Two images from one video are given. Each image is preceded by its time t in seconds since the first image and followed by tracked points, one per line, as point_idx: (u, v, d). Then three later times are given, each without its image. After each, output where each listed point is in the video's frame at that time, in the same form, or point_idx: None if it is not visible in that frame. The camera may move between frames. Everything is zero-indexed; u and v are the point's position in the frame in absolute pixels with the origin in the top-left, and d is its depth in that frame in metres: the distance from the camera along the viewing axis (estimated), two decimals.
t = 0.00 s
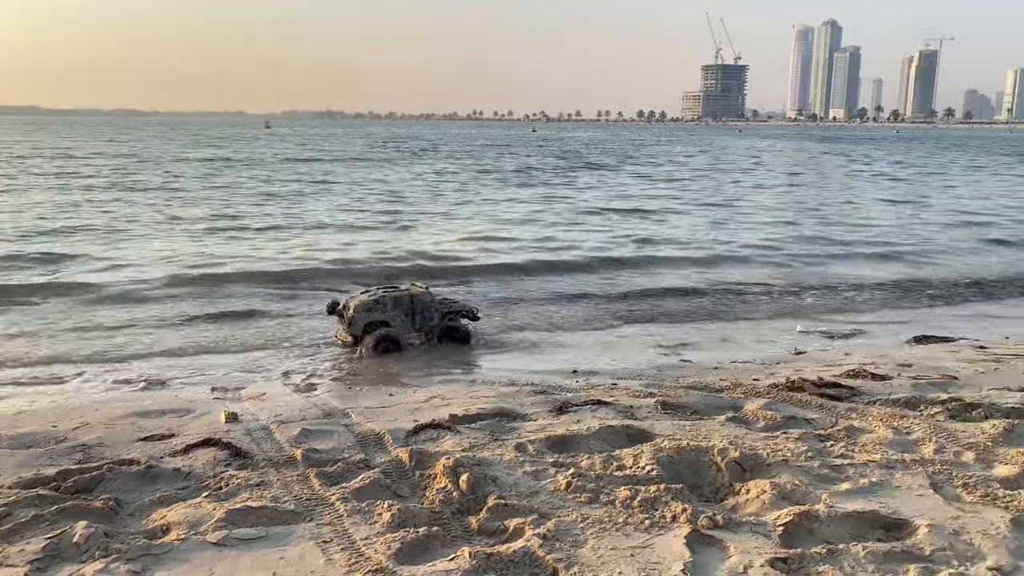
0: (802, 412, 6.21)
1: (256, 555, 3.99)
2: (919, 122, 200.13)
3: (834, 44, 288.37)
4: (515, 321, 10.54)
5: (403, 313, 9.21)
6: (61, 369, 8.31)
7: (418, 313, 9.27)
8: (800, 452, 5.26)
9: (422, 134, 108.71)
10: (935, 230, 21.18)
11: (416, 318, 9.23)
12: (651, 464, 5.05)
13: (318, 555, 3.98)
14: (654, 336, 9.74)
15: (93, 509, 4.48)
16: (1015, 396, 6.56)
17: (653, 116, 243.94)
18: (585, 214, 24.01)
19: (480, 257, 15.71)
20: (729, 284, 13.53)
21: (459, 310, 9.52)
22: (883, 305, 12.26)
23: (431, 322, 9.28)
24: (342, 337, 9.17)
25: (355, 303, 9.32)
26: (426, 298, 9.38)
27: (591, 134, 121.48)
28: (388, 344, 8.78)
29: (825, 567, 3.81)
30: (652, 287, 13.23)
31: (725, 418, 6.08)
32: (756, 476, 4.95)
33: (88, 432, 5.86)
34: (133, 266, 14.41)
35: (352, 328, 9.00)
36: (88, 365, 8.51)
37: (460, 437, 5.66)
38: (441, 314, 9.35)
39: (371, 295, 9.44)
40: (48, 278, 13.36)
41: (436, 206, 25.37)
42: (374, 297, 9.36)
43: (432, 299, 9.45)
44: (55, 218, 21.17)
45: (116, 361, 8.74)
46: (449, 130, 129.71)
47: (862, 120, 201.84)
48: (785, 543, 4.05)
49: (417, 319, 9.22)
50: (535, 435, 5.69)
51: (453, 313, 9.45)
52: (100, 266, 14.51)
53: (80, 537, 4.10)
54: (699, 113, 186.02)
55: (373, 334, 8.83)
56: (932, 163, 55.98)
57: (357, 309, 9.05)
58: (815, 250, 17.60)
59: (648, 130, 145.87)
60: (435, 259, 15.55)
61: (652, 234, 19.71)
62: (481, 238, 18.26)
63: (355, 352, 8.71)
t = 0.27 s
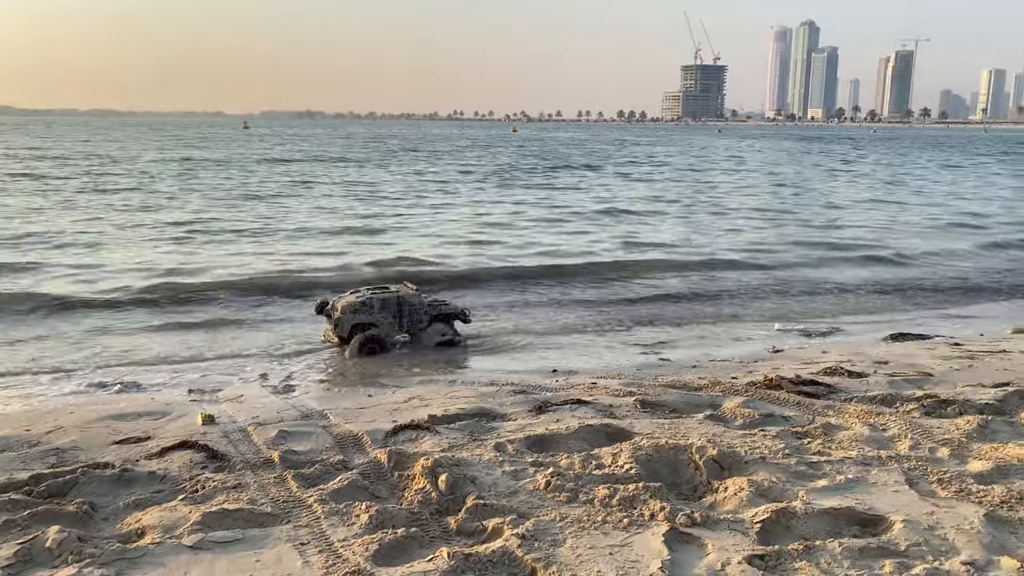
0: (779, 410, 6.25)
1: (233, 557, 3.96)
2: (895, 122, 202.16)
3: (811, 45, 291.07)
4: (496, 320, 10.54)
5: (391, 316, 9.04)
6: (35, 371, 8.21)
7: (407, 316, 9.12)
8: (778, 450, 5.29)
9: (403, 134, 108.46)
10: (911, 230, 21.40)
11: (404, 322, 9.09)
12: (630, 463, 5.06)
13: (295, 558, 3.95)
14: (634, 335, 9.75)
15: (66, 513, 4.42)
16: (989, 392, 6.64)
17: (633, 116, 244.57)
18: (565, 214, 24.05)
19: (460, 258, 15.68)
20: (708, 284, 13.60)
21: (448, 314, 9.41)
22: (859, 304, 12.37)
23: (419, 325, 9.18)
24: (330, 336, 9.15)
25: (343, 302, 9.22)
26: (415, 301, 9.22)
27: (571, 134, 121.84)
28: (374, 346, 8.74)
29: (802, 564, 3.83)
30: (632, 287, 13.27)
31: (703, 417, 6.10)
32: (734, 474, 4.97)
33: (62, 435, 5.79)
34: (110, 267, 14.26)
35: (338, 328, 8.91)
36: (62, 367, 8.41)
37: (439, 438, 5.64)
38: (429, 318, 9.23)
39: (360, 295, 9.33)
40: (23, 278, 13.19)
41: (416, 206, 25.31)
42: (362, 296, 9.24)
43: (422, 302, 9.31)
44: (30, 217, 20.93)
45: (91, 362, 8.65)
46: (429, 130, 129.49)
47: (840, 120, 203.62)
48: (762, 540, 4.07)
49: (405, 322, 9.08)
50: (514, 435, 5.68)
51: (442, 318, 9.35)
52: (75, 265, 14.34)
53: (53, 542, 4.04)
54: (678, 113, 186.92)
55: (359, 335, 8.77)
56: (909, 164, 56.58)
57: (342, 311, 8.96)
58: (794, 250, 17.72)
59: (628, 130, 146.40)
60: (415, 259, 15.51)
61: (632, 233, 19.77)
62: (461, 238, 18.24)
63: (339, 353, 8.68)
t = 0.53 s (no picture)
0: (764, 407, 6.27)
1: (216, 559, 3.92)
2: (876, 122, 203.85)
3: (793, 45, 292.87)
4: (481, 320, 10.53)
5: (384, 314, 8.89)
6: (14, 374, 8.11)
7: (400, 314, 8.96)
8: (763, 447, 5.31)
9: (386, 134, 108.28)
10: (893, 228, 21.56)
11: (397, 321, 8.93)
12: (615, 461, 5.06)
13: (279, 559, 3.92)
14: (618, 333, 9.78)
15: (46, 516, 4.36)
16: (969, 388, 6.70)
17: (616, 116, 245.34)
18: (549, 214, 24.08)
19: (444, 258, 15.66)
20: (691, 282, 13.65)
21: (442, 313, 9.26)
22: (842, 301, 12.44)
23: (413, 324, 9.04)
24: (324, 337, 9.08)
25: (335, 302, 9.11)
26: (408, 299, 9.05)
27: (554, 134, 122.02)
28: (365, 345, 8.65)
29: (787, 560, 3.84)
30: (615, 286, 13.31)
31: (688, 414, 6.12)
32: (719, 471, 4.98)
33: (42, 438, 5.73)
34: (90, 269, 14.14)
35: (330, 328, 8.82)
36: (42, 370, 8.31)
37: (423, 437, 5.62)
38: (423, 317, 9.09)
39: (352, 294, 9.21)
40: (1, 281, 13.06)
41: (400, 207, 25.26)
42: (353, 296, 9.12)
43: (415, 300, 9.14)
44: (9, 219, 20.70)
45: (72, 365, 8.57)
46: (413, 130, 129.42)
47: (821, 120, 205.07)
48: (747, 537, 4.08)
49: (397, 321, 8.93)
50: (499, 434, 5.67)
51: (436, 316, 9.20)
52: (56, 268, 14.20)
53: (32, 546, 3.99)
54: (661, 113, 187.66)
55: (350, 335, 8.68)
56: (890, 163, 57.06)
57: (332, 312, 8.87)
58: (777, 248, 17.81)
59: (611, 130, 146.78)
60: (399, 260, 15.48)
61: (616, 233, 19.81)
62: (445, 238, 18.22)
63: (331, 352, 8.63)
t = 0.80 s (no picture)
0: (748, 405, 6.28)
1: (197, 562, 3.87)
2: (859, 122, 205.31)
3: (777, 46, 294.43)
4: (467, 317, 10.51)
5: (378, 312, 8.74)
6: None
7: (395, 311, 8.80)
8: (747, 445, 5.31)
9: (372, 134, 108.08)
10: (876, 227, 21.69)
11: (392, 318, 8.78)
12: (600, 460, 5.04)
13: (261, 561, 3.88)
14: (604, 332, 9.77)
15: (24, 520, 4.30)
16: (952, 385, 6.73)
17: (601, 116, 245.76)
18: (534, 214, 24.08)
19: (429, 258, 15.62)
20: (676, 281, 13.68)
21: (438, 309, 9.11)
22: (825, 299, 12.50)
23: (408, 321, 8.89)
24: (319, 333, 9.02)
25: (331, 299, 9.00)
26: (402, 296, 8.87)
27: (539, 134, 122.10)
28: (357, 346, 8.57)
29: (772, 557, 3.83)
30: (601, 285, 13.30)
31: (673, 413, 6.11)
32: (705, 469, 4.97)
33: (20, 440, 5.65)
34: (71, 268, 13.99)
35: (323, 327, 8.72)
36: (21, 370, 8.21)
37: (408, 437, 5.58)
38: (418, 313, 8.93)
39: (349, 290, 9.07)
40: None
41: (384, 207, 25.19)
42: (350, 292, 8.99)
43: (410, 297, 8.95)
44: None
45: (52, 363, 8.48)
46: (398, 130, 129.32)
47: (805, 120, 206.31)
48: (732, 535, 4.07)
49: (392, 318, 8.78)
50: (483, 434, 5.64)
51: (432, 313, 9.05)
52: (36, 267, 14.06)
53: (9, 550, 3.92)
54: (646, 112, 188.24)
55: (343, 335, 8.59)
56: (873, 163, 57.48)
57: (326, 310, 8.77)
58: (761, 247, 17.88)
59: (596, 129, 147.11)
60: (383, 260, 15.42)
61: (601, 233, 19.83)
62: (430, 238, 18.18)
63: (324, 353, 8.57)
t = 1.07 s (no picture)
0: (732, 403, 6.29)
1: (175, 565, 3.82)
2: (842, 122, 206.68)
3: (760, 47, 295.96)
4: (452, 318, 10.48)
5: (377, 311, 8.59)
6: None
7: (395, 311, 8.61)
8: (731, 443, 5.31)
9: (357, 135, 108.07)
10: (858, 227, 21.81)
11: (390, 318, 8.59)
12: (584, 459, 5.03)
13: (241, 564, 3.84)
14: (588, 331, 9.75)
15: None
16: (933, 383, 6.77)
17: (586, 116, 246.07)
18: (519, 213, 24.07)
19: (413, 259, 15.58)
20: (660, 280, 13.69)
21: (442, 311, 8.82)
22: (808, 298, 12.55)
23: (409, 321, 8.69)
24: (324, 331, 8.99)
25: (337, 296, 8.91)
26: (404, 296, 8.66)
27: (524, 134, 122.10)
28: (354, 346, 8.47)
29: (754, 556, 3.83)
30: (585, 284, 13.30)
31: (657, 412, 6.11)
32: (687, 467, 4.97)
33: None
34: (50, 271, 13.85)
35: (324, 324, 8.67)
36: None
37: (390, 438, 5.55)
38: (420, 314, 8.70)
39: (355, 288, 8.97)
40: None
41: (369, 207, 25.11)
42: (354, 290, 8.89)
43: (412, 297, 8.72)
44: None
45: (31, 367, 8.39)
46: (383, 130, 129.20)
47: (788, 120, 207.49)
48: (715, 533, 4.06)
49: (392, 318, 8.59)
50: (467, 434, 5.61)
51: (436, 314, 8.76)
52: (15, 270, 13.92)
53: None
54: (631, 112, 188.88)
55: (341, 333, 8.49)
56: (856, 162, 57.85)
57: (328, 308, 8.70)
58: (744, 246, 17.94)
59: (580, 130, 147.52)
60: (367, 261, 15.37)
61: (585, 232, 19.84)
62: (414, 238, 18.13)
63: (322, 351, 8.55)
